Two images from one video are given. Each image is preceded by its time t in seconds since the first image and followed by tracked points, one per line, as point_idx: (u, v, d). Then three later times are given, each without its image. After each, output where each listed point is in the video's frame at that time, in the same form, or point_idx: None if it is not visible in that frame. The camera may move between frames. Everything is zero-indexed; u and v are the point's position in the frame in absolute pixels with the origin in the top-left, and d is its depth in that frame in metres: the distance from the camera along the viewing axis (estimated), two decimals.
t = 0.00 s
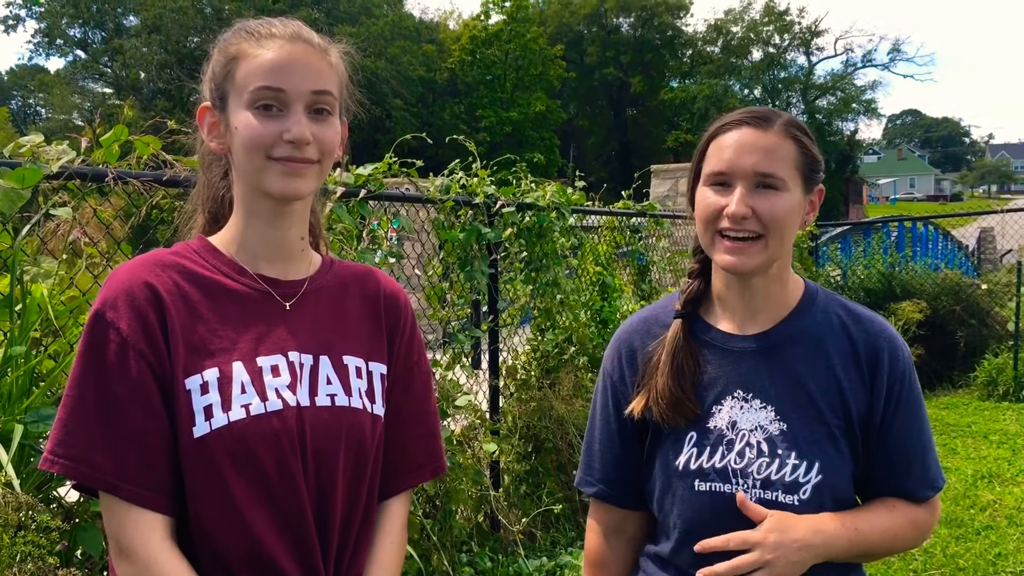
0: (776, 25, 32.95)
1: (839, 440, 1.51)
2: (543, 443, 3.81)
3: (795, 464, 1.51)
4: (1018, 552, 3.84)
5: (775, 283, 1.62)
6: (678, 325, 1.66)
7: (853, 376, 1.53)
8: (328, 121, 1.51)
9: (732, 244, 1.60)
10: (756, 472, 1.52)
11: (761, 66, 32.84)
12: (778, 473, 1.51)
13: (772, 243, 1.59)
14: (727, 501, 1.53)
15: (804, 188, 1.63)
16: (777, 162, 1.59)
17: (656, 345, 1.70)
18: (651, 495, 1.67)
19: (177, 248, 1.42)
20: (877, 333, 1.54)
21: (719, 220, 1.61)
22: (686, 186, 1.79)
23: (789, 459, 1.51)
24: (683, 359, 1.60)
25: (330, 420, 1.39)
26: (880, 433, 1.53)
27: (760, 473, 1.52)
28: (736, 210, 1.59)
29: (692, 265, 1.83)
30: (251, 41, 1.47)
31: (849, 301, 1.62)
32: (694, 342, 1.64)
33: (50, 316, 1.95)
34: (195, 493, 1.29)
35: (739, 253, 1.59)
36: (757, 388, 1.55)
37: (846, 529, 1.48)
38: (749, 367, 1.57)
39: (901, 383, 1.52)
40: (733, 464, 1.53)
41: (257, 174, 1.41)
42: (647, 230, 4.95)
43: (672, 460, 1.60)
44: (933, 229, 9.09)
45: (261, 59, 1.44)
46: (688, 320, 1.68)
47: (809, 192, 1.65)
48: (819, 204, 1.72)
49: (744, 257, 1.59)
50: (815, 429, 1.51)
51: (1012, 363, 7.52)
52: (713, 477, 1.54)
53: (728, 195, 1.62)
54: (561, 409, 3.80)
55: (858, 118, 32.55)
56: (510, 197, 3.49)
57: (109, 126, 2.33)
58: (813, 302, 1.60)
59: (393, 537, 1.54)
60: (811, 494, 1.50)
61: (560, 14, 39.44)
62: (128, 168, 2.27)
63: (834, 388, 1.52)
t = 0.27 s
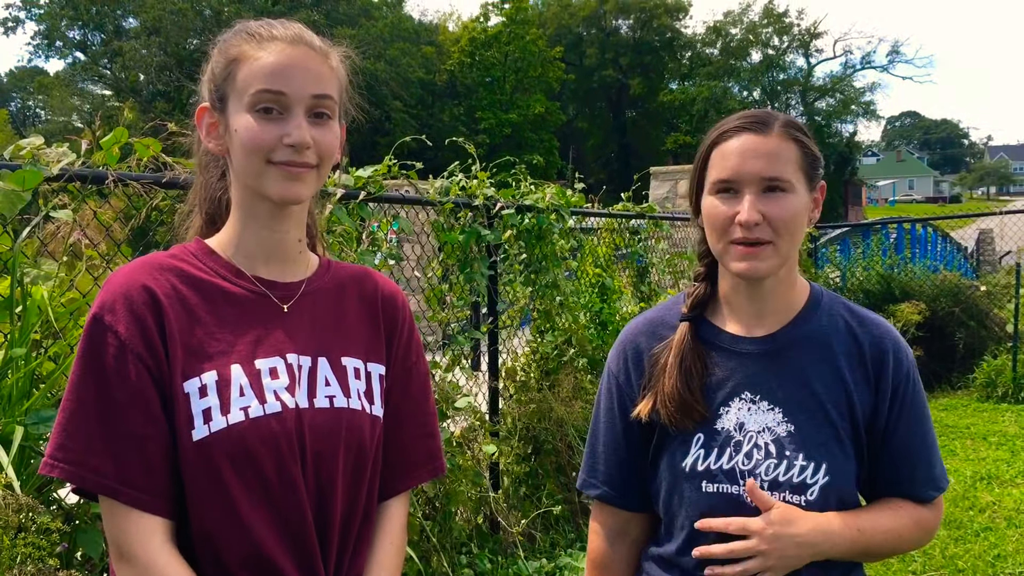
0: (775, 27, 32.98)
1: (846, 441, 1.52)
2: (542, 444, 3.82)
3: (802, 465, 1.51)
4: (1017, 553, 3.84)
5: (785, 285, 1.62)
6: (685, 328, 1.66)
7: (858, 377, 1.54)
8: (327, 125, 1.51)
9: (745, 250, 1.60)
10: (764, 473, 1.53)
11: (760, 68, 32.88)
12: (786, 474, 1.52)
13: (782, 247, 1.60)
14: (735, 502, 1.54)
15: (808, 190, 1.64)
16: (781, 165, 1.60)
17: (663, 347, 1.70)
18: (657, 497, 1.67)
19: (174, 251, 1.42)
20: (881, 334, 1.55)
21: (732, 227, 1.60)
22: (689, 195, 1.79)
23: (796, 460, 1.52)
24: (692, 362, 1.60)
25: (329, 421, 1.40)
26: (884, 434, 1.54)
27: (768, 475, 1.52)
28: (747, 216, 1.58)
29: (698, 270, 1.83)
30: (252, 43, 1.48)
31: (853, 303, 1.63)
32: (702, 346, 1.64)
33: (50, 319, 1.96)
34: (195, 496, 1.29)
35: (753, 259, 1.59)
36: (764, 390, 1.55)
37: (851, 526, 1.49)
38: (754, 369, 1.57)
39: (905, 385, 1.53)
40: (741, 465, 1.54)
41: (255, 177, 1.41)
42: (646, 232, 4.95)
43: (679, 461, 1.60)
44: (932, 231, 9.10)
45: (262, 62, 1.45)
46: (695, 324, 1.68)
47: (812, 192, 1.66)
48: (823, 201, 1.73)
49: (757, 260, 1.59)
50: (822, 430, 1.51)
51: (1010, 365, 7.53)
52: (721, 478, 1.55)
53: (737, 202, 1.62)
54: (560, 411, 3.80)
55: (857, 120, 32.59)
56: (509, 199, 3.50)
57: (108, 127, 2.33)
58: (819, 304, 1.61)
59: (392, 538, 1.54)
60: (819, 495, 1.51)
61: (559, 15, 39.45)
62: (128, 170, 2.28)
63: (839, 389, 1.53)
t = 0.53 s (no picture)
0: (774, 26, 32.99)
1: (845, 442, 1.52)
2: (542, 444, 3.82)
3: (800, 465, 1.52)
4: (1015, 553, 3.85)
5: (787, 282, 1.63)
6: (685, 332, 1.66)
7: (859, 377, 1.54)
8: (328, 123, 1.51)
9: (747, 252, 1.60)
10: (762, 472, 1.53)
11: (760, 67, 32.91)
12: (784, 473, 1.52)
13: (784, 245, 1.60)
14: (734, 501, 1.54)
15: (803, 187, 1.65)
16: (774, 163, 1.61)
17: (664, 347, 1.70)
18: (655, 494, 1.68)
19: (174, 249, 1.42)
20: (883, 335, 1.55)
21: (732, 229, 1.60)
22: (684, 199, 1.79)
23: (795, 459, 1.52)
24: (692, 364, 1.60)
25: (331, 420, 1.40)
26: (883, 435, 1.54)
27: (766, 474, 1.53)
28: (747, 217, 1.58)
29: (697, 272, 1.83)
30: (251, 42, 1.48)
31: (855, 303, 1.63)
32: (702, 348, 1.64)
33: (50, 318, 1.96)
34: (197, 494, 1.29)
35: (755, 259, 1.59)
36: (764, 389, 1.55)
37: (843, 530, 1.49)
38: (755, 367, 1.57)
39: (906, 386, 1.53)
40: (740, 464, 1.55)
41: (256, 176, 1.42)
42: (645, 231, 4.95)
43: (677, 459, 1.61)
44: (932, 231, 9.13)
45: (262, 61, 1.45)
46: (696, 326, 1.67)
47: (806, 187, 1.67)
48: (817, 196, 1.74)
49: (760, 260, 1.59)
50: (821, 430, 1.52)
51: (1009, 364, 7.53)
52: (720, 476, 1.56)
53: (735, 203, 1.62)
54: (559, 410, 3.80)
55: (856, 119, 32.62)
56: (508, 198, 3.50)
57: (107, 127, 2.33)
58: (820, 303, 1.61)
59: (392, 536, 1.55)
60: (817, 495, 1.51)
61: (558, 15, 39.43)
62: (128, 169, 2.28)
63: (840, 389, 1.53)
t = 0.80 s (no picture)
0: (773, 23, 32.98)
1: (839, 439, 1.51)
2: (541, 441, 3.82)
3: (794, 462, 1.52)
4: (1014, 549, 3.86)
5: (780, 278, 1.63)
6: (678, 330, 1.67)
7: (853, 372, 1.53)
8: (328, 120, 1.52)
9: (736, 247, 1.61)
10: (757, 469, 1.54)
11: (759, 64, 32.91)
12: (778, 470, 1.52)
13: (773, 240, 1.60)
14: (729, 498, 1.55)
15: (794, 181, 1.65)
16: (764, 159, 1.61)
17: (659, 346, 1.71)
18: (652, 490, 1.68)
19: (176, 245, 1.42)
20: (878, 331, 1.54)
21: (721, 224, 1.61)
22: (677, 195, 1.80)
23: (788, 456, 1.52)
24: (686, 364, 1.61)
25: (332, 415, 1.40)
26: (879, 431, 1.53)
27: (761, 470, 1.53)
28: (735, 212, 1.59)
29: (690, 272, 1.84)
30: (251, 39, 1.48)
31: (853, 300, 1.62)
32: (694, 346, 1.65)
33: (49, 315, 1.95)
34: (201, 490, 1.29)
35: (745, 255, 1.60)
36: (759, 386, 1.55)
37: (839, 526, 1.48)
38: (751, 364, 1.57)
39: (903, 381, 1.52)
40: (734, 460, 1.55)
41: (257, 173, 1.41)
42: (644, 228, 4.95)
43: (674, 455, 1.62)
44: (930, 228, 9.16)
45: (262, 58, 1.45)
46: (689, 325, 1.68)
47: (798, 181, 1.67)
48: (810, 191, 1.74)
49: (750, 256, 1.59)
50: (815, 426, 1.51)
51: (1008, 361, 7.53)
52: (713, 473, 1.57)
53: (724, 198, 1.63)
54: (559, 407, 3.80)
55: (855, 116, 32.63)
56: (507, 195, 3.50)
57: (107, 123, 2.33)
58: (817, 300, 1.61)
59: (391, 532, 1.55)
60: (810, 492, 1.51)
61: (557, 12, 39.37)
62: (127, 166, 2.28)
63: (835, 385, 1.52)
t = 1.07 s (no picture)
0: (772, 19, 32.96)
1: (838, 429, 1.51)
2: (540, 437, 3.83)
3: (791, 453, 1.52)
4: (1012, 544, 3.87)
5: (771, 270, 1.63)
6: (680, 321, 1.70)
7: (852, 361, 1.52)
8: (329, 117, 1.52)
9: (718, 238, 1.63)
10: (753, 460, 1.55)
11: (757, 60, 32.91)
12: (775, 461, 1.53)
13: (756, 231, 1.60)
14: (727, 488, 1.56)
15: (785, 173, 1.63)
16: (748, 150, 1.61)
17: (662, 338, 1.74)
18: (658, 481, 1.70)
19: (176, 240, 1.42)
20: (881, 321, 1.53)
21: (703, 215, 1.64)
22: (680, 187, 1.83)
23: (784, 448, 1.53)
24: (684, 353, 1.64)
25: (334, 410, 1.41)
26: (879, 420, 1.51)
27: (757, 461, 1.54)
28: (714, 202, 1.62)
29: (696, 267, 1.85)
30: (252, 35, 1.47)
31: (860, 293, 1.61)
32: (695, 335, 1.68)
33: (49, 311, 1.95)
34: (206, 484, 1.30)
35: (725, 245, 1.62)
36: (760, 376, 1.57)
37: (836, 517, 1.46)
38: (750, 356, 1.59)
39: (904, 370, 1.50)
40: (731, 451, 1.57)
41: (258, 168, 1.42)
42: (642, 224, 4.95)
43: (675, 445, 1.65)
44: (927, 224, 9.22)
45: (263, 54, 1.45)
46: (691, 316, 1.71)
47: (792, 175, 1.65)
48: (812, 187, 1.71)
49: (731, 246, 1.61)
50: (813, 417, 1.52)
51: (1006, 357, 7.55)
52: (711, 463, 1.58)
53: (707, 189, 1.65)
54: (558, 403, 3.80)
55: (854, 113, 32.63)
56: (506, 191, 3.50)
57: (105, 119, 2.33)
58: (820, 292, 1.60)
59: (391, 528, 1.55)
60: (807, 484, 1.51)
61: (555, 8, 39.29)
62: (126, 162, 2.28)
63: (834, 375, 1.52)
